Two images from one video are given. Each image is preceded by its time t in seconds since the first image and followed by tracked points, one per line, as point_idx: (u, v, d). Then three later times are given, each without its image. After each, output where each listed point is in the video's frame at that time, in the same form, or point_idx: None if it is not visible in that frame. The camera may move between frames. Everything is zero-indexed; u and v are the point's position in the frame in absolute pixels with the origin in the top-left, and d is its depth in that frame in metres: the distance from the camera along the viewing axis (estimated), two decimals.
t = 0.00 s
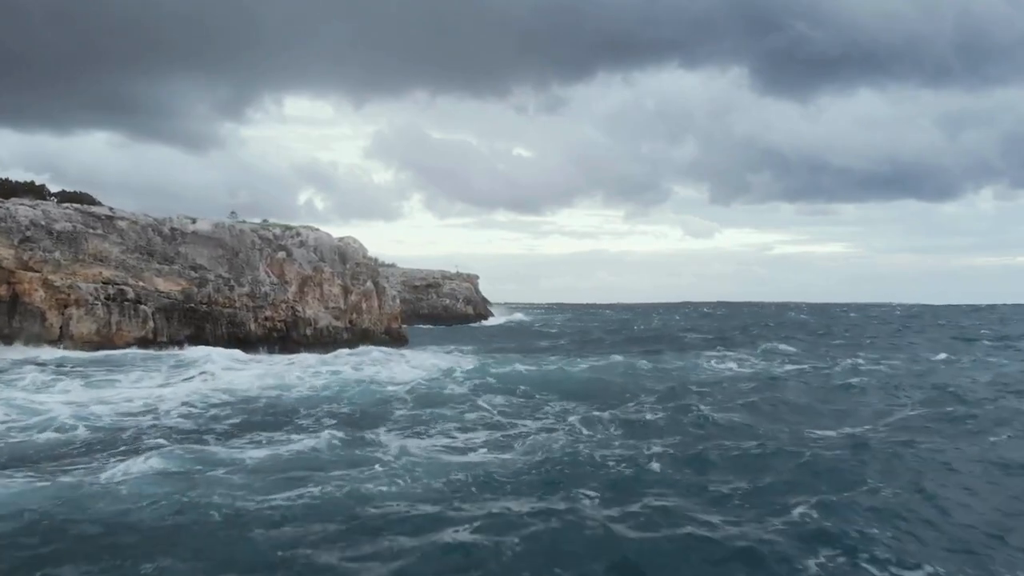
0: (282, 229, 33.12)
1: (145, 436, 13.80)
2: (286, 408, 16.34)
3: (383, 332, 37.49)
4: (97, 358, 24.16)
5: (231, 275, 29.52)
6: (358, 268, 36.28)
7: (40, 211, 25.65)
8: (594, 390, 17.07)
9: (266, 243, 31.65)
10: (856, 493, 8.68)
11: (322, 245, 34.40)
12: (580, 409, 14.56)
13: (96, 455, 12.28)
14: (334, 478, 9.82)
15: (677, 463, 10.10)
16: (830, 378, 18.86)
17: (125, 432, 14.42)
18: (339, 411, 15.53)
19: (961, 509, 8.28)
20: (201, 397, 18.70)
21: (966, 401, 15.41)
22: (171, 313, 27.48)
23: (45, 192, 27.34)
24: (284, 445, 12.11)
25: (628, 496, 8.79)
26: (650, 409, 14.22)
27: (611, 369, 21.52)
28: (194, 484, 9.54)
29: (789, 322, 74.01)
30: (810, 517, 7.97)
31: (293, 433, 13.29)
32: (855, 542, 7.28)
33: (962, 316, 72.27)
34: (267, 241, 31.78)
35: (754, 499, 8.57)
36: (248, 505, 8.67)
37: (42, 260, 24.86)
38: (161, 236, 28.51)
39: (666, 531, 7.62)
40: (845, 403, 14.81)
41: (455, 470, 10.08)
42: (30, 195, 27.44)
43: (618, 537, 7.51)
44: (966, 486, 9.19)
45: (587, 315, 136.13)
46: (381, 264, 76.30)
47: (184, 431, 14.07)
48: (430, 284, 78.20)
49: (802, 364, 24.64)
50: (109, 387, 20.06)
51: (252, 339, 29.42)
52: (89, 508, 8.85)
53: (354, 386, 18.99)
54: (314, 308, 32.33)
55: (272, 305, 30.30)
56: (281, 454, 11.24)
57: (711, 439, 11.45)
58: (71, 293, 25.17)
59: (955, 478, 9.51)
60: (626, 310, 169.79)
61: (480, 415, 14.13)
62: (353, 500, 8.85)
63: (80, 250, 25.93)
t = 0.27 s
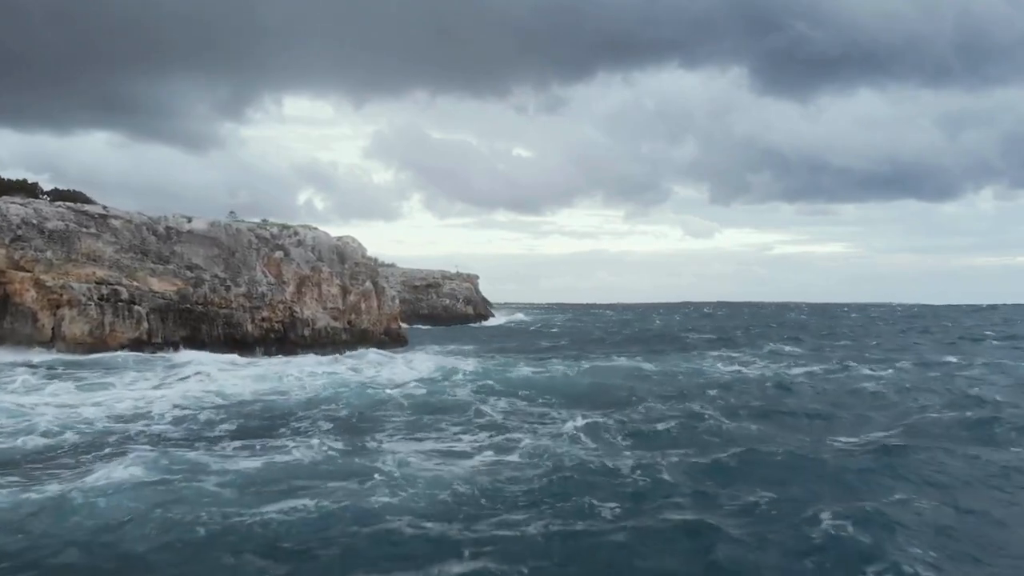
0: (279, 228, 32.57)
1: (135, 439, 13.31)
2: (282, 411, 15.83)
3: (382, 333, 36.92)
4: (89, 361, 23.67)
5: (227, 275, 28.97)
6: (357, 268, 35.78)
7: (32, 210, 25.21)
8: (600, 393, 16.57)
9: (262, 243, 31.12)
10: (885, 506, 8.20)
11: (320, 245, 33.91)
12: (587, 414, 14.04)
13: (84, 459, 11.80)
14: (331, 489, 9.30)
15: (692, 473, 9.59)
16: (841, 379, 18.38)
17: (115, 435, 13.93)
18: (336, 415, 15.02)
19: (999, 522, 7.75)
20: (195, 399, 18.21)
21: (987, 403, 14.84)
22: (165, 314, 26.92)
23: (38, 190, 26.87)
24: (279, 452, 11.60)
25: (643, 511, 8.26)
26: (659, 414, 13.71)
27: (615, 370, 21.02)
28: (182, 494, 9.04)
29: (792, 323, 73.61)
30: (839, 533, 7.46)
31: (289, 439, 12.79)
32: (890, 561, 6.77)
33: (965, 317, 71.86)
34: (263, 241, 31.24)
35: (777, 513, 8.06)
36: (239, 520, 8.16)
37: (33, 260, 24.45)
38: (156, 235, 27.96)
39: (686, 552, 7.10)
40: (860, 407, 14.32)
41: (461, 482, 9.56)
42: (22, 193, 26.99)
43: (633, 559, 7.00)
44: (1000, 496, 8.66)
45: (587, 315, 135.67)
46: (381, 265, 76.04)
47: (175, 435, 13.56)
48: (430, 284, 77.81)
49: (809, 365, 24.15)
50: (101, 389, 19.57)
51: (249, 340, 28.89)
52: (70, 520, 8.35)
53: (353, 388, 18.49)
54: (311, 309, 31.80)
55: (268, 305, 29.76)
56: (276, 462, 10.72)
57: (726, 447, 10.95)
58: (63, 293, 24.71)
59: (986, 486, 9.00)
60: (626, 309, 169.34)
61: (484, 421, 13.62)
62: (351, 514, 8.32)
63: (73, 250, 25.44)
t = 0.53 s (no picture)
0: (276, 227, 31.99)
1: (121, 444, 12.77)
2: (276, 415, 15.28)
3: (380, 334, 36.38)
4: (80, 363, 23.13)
5: (222, 275, 28.43)
6: (354, 267, 35.22)
7: (22, 209, 24.65)
8: (604, 396, 16.04)
9: (258, 242, 30.55)
10: (919, 524, 7.69)
11: (317, 244, 33.30)
12: (594, 420, 13.50)
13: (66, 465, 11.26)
14: (324, 503, 8.78)
15: (709, 486, 9.07)
16: (852, 382, 17.87)
17: (101, 439, 13.39)
18: (332, 419, 14.48)
19: None
20: (186, 402, 17.66)
21: (1004, 406, 14.36)
22: (159, 315, 26.39)
23: (28, 189, 26.30)
24: (272, 461, 11.07)
25: (657, 527, 7.75)
26: (668, 420, 13.19)
27: (618, 372, 20.48)
28: (168, 509, 8.51)
29: (793, 323, 73.20)
30: (869, 553, 6.96)
31: (283, 446, 12.24)
32: None
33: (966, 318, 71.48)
34: (259, 240, 30.68)
35: (804, 532, 7.54)
36: (226, 538, 7.65)
37: (23, 260, 23.90)
38: (149, 234, 27.39)
39: None
40: (876, 412, 13.81)
41: (462, 494, 9.05)
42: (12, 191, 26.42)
43: None
44: None
45: (587, 315, 135.14)
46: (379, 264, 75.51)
47: (164, 441, 12.99)
48: (429, 284, 77.28)
49: (815, 367, 23.66)
50: (90, 391, 19.03)
51: (244, 342, 28.37)
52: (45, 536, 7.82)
53: (349, 390, 17.95)
54: (308, 310, 31.27)
55: (264, 306, 29.22)
56: (269, 474, 10.17)
57: (742, 457, 10.42)
58: (54, 293, 24.15)
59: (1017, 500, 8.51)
60: (626, 310, 168.87)
61: (486, 427, 13.08)
62: (345, 531, 7.80)
63: (64, 250, 24.89)
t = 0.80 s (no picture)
0: (271, 226, 31.38)
1: (105, 450, 12.23)
2: (269, 418, 14.76)
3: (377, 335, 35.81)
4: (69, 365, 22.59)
5: (216, 275, 27.87)
6: (351, 267, 34.61)
7: (10, 207, 24.04)
8: (609, 400, 15.53)
9: (253, 241, 29.95)
10: (949, 547, 7.22)
11: (313, 243, 32.52)
12: (600, 425, 13.00)
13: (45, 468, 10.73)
14: (316, 519, 8.28)
15: (725, 503, 8.57)
16: (862, 386, 17.42)
17: (85, 444, 12.86)
18: (327, 423, 13.96)
19: None
20: (176, 405, 17.12)
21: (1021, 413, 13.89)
22: (151, 316, 25.83)
23: (18, 186, 25.70)
24: (262, 471, 10.55)
25: (670, 548, 7.26)
26: (677, 427, 12.68)
27: (621, 373, 19.98)
28: (149, 527, 8.00)
29: (792, 324, 72.88)
30: None
31: (275, 454, 11.72)
32: None
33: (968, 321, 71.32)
34: (254, 239, 30.08)
35: (831, 553, 7.08)
36: (210, 559, 7.14)
37: (11, 259, 23.30)
38: (141, 233, 26.78)
39: None
40: (890, 418, 13.37)
41: (465, 509, 8.57)
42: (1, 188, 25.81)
43: None
44: None
45: (585, 316, 134.77)
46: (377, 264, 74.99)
47: (151, 447, 12.47)
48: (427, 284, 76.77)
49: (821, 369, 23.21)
50: (78, 393, 18.48)
51: (238, 344, 27.84)
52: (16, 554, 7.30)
53: (346, 393, 17.42)
54: (303, 310, 30.71)
55: (258, 306, 28.67)
56: (261, 486, 9.66)
57: (758, 469, 9.93)
58: (43, 294, 23.59)
59: None
60: (624, 310, 168.63)
61: (488, 434, 12.57)
62: (337, 552, 7.30)
63: (54, 249, 24.29)
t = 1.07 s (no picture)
0: (267, 225, 30.88)
1: (91, 455, 11.79)
2: (263, 421, 14.33)
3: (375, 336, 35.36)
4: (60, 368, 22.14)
5: (210, 275, 27.38)
6: (348, 266, 34.12)
7: None
8: (612, 404, 15.14)
9: (248, 240, 29.44)
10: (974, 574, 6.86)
11: (310, 242, 32.12)
12: (604, 430, 12.61)
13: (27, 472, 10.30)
14: (308, 536, 7.86)
15: (736, 520, 8.23)
16: (870, 391, 17.06)
17: (71, 449, 12.43)
18: (323, 427, 13.56)
19: None
20: (167, 407, 16.68)
21: None
22: (144, 317, 25.36)
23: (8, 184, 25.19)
24: (253, 481, 10.13)
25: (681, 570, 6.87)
26: (683, 435, 12.30)
27: (625, 375, 19.59)
28: (133, 545, 7.60)
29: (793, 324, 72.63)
30: None
31: (269, 460, 11.34)
32: None
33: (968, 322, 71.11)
34: (250, 238, 29.58)
35: None
36: None
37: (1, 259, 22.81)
38: (135, 232, 26.25)
39: None
40: (902, 425, 13.01)
41: (465, 520, 8.21)
42: None
43: None
44: None
45: (584, 316, 134.42)
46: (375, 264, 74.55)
47: (140, 452, 12.07)
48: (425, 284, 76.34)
49: (827, 372, 22.83)
50: (67, 394, 18.02)
51: (232, 345, 27.40)
52: None
53: (343, 395, 17.00)
54: (299, 311, 30.26)
55: (253, 307, 28.20)
56: (253, 497, 9.29)
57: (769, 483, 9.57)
58: (33, 294, 23.12)
59: None
60: (623, 310, 168.29)
61: (489, 438, 12.17)
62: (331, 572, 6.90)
63: (44, 248, 23.79)
